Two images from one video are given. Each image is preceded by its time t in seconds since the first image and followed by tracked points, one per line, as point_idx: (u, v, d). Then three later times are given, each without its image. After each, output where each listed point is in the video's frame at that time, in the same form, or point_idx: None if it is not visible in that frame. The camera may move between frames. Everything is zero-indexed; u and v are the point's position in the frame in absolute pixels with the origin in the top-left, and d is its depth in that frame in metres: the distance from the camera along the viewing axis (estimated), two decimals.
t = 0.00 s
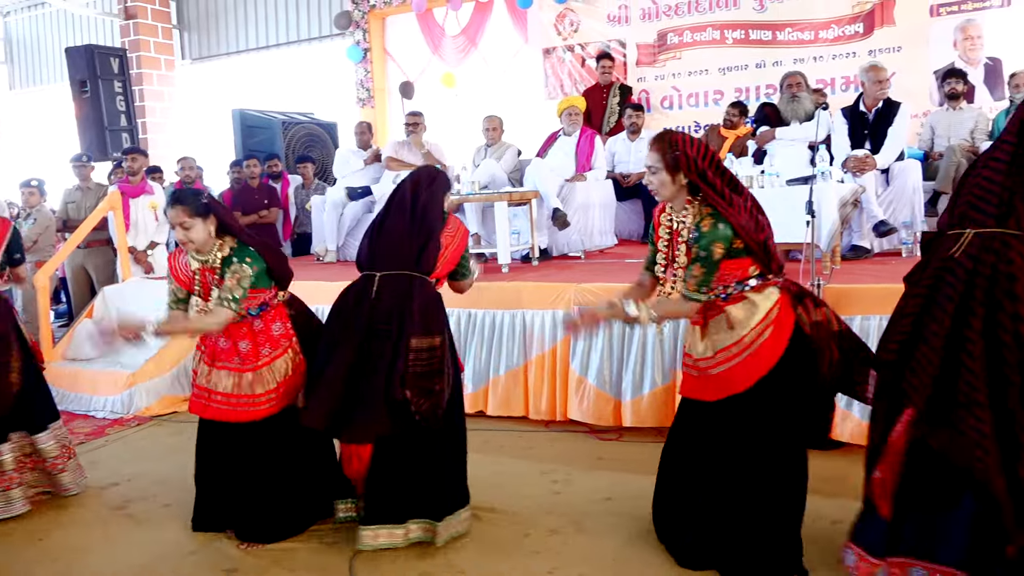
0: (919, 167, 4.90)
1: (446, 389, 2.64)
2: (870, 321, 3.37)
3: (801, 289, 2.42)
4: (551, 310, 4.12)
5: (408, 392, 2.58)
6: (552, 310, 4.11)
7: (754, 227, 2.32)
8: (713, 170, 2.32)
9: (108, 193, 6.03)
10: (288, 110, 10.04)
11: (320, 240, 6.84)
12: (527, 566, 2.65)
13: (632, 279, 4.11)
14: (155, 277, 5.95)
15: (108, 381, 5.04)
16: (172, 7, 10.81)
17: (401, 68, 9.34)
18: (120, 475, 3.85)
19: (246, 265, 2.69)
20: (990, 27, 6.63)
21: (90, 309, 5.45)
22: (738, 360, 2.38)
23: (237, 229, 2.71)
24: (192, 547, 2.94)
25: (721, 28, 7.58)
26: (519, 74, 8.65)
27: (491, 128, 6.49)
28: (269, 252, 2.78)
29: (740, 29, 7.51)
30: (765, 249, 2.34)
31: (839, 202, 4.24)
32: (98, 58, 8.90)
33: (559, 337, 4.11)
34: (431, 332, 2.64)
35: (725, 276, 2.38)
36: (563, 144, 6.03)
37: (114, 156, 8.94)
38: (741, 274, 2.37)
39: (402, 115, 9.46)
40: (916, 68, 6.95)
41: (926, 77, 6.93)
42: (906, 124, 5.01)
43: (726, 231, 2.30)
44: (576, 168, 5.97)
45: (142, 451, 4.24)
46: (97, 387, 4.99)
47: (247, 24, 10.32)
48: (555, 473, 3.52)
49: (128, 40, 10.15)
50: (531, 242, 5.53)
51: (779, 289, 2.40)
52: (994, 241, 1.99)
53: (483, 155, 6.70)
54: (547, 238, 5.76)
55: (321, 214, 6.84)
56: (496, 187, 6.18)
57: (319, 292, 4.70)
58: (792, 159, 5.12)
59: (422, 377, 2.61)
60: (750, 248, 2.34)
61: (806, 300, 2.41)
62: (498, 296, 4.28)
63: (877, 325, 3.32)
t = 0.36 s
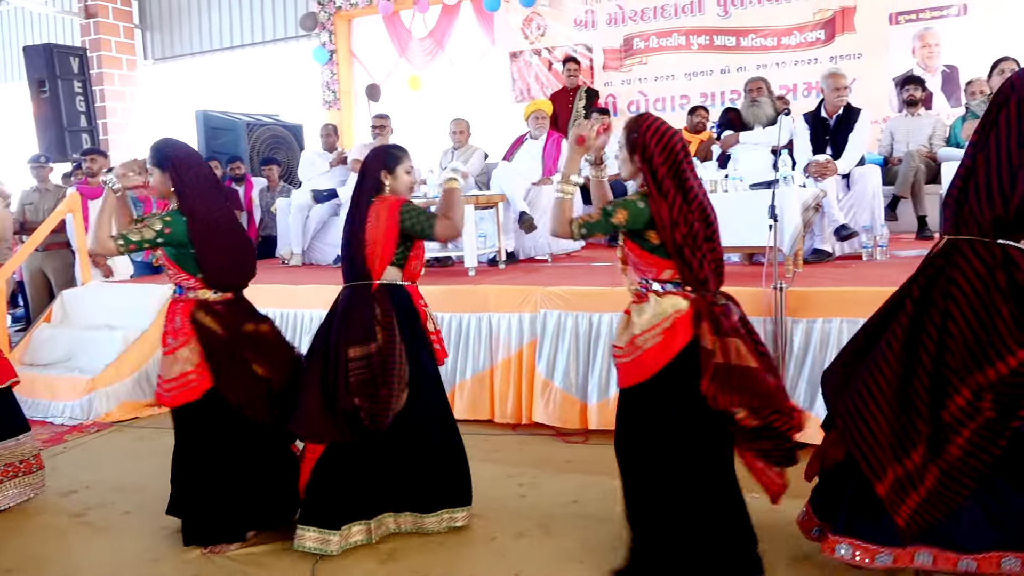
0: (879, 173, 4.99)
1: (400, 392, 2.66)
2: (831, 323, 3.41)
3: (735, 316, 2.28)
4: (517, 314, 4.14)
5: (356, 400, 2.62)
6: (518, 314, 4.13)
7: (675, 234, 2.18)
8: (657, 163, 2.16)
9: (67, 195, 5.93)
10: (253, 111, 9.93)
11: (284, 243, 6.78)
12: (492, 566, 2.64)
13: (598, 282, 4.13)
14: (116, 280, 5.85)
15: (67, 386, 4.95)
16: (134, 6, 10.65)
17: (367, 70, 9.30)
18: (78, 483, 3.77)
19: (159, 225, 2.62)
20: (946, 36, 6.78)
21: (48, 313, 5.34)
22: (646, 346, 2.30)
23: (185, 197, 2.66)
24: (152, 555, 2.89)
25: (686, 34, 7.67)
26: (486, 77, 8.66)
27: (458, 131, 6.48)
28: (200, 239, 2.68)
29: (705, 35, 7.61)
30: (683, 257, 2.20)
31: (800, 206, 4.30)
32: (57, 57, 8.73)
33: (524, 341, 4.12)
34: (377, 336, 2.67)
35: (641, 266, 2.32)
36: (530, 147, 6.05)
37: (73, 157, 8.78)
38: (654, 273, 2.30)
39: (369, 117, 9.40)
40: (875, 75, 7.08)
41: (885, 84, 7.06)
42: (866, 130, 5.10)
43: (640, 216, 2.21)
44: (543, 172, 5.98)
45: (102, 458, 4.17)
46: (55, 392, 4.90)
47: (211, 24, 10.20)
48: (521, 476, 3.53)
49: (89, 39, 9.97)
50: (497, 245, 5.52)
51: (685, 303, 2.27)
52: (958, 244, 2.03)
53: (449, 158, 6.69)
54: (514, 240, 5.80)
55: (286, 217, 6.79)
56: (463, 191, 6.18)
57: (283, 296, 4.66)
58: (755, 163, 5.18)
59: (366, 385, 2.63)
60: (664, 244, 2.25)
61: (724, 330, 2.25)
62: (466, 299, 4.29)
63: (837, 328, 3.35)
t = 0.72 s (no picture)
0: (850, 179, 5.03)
1: (350, 402, 2.64)
2: (802, 327, 3.44)
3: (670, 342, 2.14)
4: (491, 318, 4.13)
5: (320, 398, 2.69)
6: (493, 317, 4.12)
7: (617, 249, 2.05)
8: (612, 181, 2.03)
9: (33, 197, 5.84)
10: (225, 113, 9.84)
11: (258, 246, 6.73)
12: (466, 566, 2.61)
13: (573, 286, 4.13)
14: (84, 284, 5.78)
15: (34, 390, 4.88)
16: (104, 6, 10.53)
17: (341, 73, 9.27)
18: (43, 489, 3.70)
19: (101, 222, 2.51)
20: (914, 44, 6.89)
21: (14, 316, 5.26)
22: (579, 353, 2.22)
23: (135, 201, 2.44)
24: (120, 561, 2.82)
25: (660, 40, 7.73)
26: (460, 81, 8.66)
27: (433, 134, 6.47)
28: (139, 248, 2.45)
29: (678, 41, 7.67)
30: (623, 271, 2.06)
31: (773, 211, 4.34)
32: (24, 57, 8.62)
33: (498, 345, 4.11)
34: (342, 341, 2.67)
35: (593, 280, 2.26)
36: (505, 151, 6.06)
37: (41, 159, 8.66)
38: (602, 287, 2.22)
39: (343, 120, 9.36)
40: (845, 83, 7.17)
41: (855, 91, 7.15)
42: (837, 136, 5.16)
43: (587, 233, 2.16)
44: (518, 176, 5.98)
45: (69, 464, 4.09)
46: (22, 397, 4.82)
47: (182, 25, 10.12)
48: (495, 480, 3.52)
49: (57, 39, 9.85)
50: (472, 249, 5.51)
51: (622, 320, 2.17)
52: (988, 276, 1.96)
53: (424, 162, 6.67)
54: (489, 244, 5.81)
55: (259, 220, 6.74)
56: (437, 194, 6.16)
57: (256, 300, 4.63)
58: (728, 169, 5.22)
59: (320, 392, 2.69)
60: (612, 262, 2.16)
61: (652, 351, 2.08)
62: (440, 303, 4.29)
63: (809, 332, 3.38)
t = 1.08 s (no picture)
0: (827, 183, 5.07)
1: (324, 402, 2.67)
2: (779, 330, 3.46)
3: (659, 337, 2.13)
4: (471, 320, 4.13)
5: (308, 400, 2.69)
6: (472, 320, 4.12)
7: (586, 244, 2.06)
8: (571, 184, 2.06)
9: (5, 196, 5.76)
10: (202, 113, 9.77)
11: (236, 248, 6.68)
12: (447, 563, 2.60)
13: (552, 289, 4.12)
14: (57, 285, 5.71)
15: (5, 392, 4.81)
16: (80, 4, 10.43)
17: (321, 74, 9.23)
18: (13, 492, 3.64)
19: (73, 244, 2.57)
20: (890, 51, 6.97)
21: None
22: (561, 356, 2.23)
23: (98, 206, 2.44)
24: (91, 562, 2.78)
25: (640, 43, 7.76)
26: (440, 82, 8.66)
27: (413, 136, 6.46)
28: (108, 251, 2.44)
29: (658, 45, 7.71)
30: (595, 268, 2.07)
31: (751, 216, 4.38)
32: None
33: (478, 347, 4.11)
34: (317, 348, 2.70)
35: (570, 284, 2.25)
36: (485, 154, 6.06)
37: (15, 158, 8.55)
38: (579, 288, 2.22)
39: (322, 121, 9.32)
40: (823, 88, 7.24)
41: (832, 97, 7.22)
42: (814, 141, 5.21)
43: (553, 236, 2.18)
44: (498, 178, 5.98)
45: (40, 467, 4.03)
46: None
47: (160, 24, 10.05)
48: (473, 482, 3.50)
49: (32, 37, 9.74)
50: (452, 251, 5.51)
51: (600, 320, 2.16)
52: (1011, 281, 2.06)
53: (403, 164, 6.65)
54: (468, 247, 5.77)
55: (237, 221, 6.69)
56: (417, 197, 6.15)
57: (233, 301, 4.59)
58: (707, 173, 5.25)
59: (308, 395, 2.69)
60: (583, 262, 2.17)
61: (637, 350, 2.08)
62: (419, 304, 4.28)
63: (786, 335, 3.41)
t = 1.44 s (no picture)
0: (808, 185, 5.10)
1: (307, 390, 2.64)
2: (761, 331, 3.48)
3: (595, 315, 2.12)
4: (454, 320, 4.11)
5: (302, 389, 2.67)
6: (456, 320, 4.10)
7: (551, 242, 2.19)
8: (549, 198, 2.19)
9: None
10: (184, 112, 9.70)
11: (217, 247, 6.63)
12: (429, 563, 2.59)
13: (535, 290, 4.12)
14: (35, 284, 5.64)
15: None
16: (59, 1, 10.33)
17: (304, 73, 9.19)
18: None
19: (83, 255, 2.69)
20: (872, 54, 7.02)
21: None
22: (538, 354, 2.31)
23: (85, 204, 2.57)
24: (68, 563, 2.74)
25: (623, 44, 7.78)
26: (424, 82, 8.64)
27: (397, 136, 6.44)
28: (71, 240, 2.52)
29: (642, 46, 7.73)
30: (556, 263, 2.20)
31: (733, 217, 4.40)
32: None
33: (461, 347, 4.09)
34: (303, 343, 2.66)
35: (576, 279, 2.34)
36: (469, 154, 6.05)
37: None
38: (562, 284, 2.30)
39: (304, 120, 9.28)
40: (805, 90, 7.28)
41: (814, 99, 7.27)
42: (797, 142, 5.25)
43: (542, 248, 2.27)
44: (481, 179, 5.97)
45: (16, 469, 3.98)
46: None
47: (141, 22, 9.97)
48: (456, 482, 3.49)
49: (10, 34, 9.64)
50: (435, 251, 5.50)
51: (563, 308, 2.18)
52: None
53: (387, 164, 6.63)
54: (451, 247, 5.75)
55: (219, 221, 6.64)
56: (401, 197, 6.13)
57: (214, 301, 4.56)
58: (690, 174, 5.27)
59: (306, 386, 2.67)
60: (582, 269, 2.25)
61: (567, 330, 2.14)
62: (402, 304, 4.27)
63: (768, 335, 3.43)
